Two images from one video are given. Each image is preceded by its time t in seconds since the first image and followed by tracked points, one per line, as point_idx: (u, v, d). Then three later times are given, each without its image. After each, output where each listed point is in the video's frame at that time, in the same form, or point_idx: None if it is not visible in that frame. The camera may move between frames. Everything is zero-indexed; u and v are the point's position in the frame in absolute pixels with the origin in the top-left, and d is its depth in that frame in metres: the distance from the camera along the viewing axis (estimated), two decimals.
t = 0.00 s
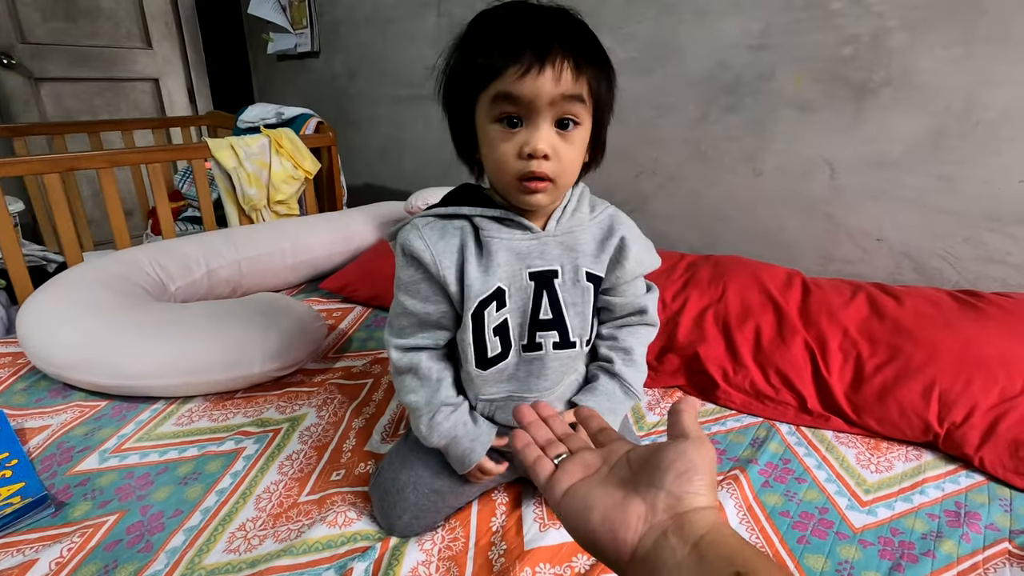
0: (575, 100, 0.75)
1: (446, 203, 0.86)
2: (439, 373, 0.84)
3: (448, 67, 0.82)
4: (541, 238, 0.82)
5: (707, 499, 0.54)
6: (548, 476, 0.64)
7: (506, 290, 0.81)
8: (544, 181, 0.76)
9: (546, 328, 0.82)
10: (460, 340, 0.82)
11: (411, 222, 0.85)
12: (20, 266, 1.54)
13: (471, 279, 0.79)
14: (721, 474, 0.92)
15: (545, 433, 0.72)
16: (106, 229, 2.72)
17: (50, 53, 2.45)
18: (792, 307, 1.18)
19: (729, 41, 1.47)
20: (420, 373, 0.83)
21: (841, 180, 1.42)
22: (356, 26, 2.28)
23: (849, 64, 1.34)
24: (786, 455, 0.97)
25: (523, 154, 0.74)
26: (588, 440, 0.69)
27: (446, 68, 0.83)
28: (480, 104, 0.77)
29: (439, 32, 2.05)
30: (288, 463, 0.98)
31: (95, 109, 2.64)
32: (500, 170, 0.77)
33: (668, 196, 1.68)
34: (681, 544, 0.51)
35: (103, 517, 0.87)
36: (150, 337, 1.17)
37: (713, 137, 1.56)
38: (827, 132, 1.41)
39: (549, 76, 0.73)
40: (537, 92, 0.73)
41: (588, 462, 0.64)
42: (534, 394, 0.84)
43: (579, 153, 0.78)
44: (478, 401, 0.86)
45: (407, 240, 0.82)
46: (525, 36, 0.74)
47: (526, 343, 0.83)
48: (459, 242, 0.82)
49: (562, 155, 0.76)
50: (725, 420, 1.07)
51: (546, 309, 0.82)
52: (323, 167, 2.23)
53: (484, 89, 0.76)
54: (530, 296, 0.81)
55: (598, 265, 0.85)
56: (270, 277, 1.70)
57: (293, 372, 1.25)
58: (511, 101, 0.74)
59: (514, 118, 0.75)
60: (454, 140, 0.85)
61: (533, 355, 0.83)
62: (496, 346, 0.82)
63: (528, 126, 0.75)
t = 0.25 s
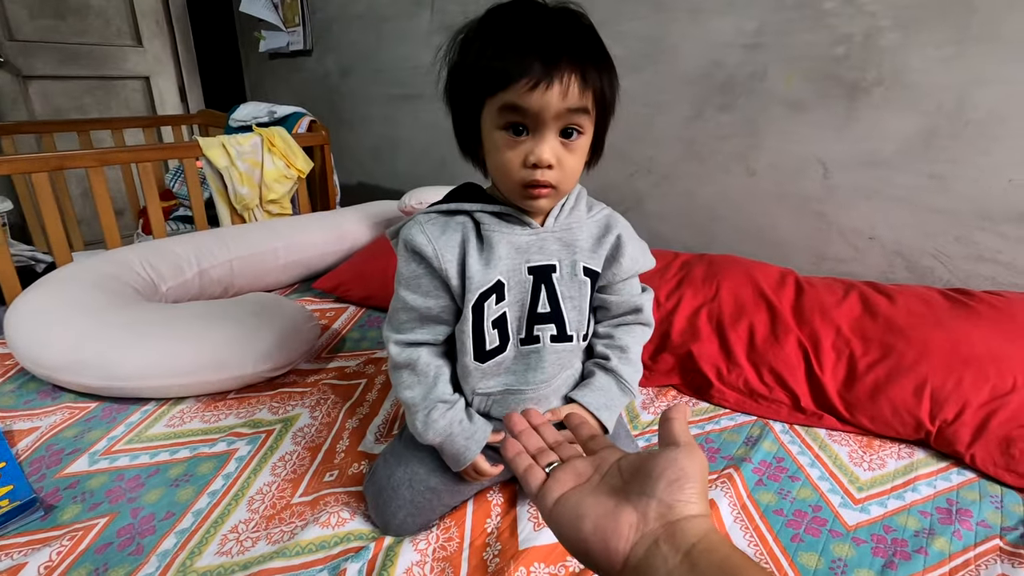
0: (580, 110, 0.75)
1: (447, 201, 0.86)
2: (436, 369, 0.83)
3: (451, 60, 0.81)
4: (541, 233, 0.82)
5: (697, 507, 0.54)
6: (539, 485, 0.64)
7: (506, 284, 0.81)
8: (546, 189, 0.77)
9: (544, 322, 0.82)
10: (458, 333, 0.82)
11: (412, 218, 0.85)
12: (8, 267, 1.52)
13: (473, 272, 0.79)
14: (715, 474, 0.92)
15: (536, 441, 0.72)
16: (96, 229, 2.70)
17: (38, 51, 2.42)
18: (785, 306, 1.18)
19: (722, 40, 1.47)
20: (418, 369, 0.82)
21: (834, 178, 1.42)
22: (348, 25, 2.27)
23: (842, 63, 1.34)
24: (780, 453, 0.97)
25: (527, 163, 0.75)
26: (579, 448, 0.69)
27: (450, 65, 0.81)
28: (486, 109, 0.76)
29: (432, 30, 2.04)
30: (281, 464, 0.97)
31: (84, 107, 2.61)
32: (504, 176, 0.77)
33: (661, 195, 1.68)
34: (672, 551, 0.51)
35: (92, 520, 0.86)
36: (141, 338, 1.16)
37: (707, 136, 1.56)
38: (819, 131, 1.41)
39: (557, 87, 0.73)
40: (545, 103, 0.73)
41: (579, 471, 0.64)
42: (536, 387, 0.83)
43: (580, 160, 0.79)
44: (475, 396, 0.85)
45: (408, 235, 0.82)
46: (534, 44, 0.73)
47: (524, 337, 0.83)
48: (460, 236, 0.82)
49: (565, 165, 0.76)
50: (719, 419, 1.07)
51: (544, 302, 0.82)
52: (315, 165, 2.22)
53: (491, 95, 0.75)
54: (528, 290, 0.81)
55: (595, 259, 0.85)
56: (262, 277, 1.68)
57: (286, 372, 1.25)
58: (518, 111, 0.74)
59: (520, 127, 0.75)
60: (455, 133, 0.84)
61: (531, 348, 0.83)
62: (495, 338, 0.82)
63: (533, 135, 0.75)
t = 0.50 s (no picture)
0: (578, 115, 0.76)
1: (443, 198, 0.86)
2: (428, 364, 0.83)
3: (449, 59, 0.81)
4: (533, 230, 0.83)
5: (689, 506, 0.54)
6: (531, 484, 0.64)
7: (498, 279, 0.80)
8: (542, 190, 0.78)
9: (536, 316, 0.82)
10: (450, 328, 0.82)
11: (406, 216, 0.85)
12: None
13: (466, 266, 0.79)
14: (707, 472, 0.92)
15: (529, 440, 0.72)
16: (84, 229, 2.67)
17: (25, 49, 2.39)
18: (776, 304, 1.19)
19: (712, 40, 1.48)
20: (408, 365, 0.82)
21: (824, 178, 1.43)
22: (339, 24, 2.26)
23: (831, 63, 1.35)
24: (771, 451, 0.97)
25: (525, 164, 0.75)
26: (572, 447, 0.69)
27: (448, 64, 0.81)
28: (485, 109, 0.76)
29: (424, 29, 2.03)
30: (271, 465, 0.96)
31: (72, 106, 2.58)
32: (501, 176, 0.77)
33: (653, 194, 1.69)
34: (664, 550, 0.51)
35: (80, 523, 0.85)
36: (130, 339, 1.15)
37: (698, 136, 1.57)
38: (809, 130, 1.42)
39: (556, 90, 0.73)
40: (543, 106, 0.73)
41: (572, 470, 0.64)
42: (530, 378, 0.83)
43: (576, 162, 0.79)
44: (466, 391, 0.84)
45: (403, 232, 0.82)
46: (534, 47, 0.73)
47: (516, 332, 0.83)
48: (454, 232, 0.82)
49: (561, 167, 0.77)
50: (710, 417, 1.07)
51: (536, 297, 0.82)
52: (306, 165, 2.21)
53: (490, 96, 0.74)
54: (520, 286, 0.81)
55: (586, 257, 0.85)
56: (253, 278, 1.67)
57: (276, 373, 1.24)
58: (517, 113, 0.73)
59: (519, 129, 0.75)
60: (452, 129, 0.84)
61: (523, 343, 0.83)
62: (487, 333, 0.81)
63: (531, 136, 0.75)
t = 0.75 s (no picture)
0: (578, 128, 0.76)
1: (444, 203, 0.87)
2: (426, 361, 0.83)
3: (451, 73, 0.81)
4: (533, 235, 0.83)
5: (682, 500, 0.55)
6: (526, 478, 0.64)
7: (498, 281, 0.81)
8: (544, 201, 0.78)
9: (534, 318, 0.82)
10: (449, 326, 0.82)
11: (408, 221, 0.86)
12: None
13: (466, 267, 0.79)
14: (702, 472, 0.92)
15: (525, 435, 0.72)
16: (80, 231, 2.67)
17: (20, 51, 2.38)
18: (771, 306, 1.19)
19: (708, 42, 1.48)
20: (406, 361, 0.82)
21: (819, 179, 1.44)
22: (336, 25, 2.27)
23: (826, 65, 1.35)
24: (766, 452, 0.98)
25: (527, 178, 0.75)
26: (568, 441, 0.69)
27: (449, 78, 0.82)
28: (487, 125, 0.76)
29: (420, 30, 2.04)
30: (268, 468, 0.96)
31: (68, 107, 2.58)
32: (504, 189, 0.78)
33: (649, 195, 1.69)
34: (658, 544, 0.51)
35: (75, 526, 0.85)
36: (127, 341, 1.15)
37: (693, 137, 1.57)
38: (804, 132, 1.42)
39: (556, 106, 0.73)
40: (544, 122, 0.73)
41: (567, 465, 0.64)
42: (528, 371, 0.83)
43: (577, 173, 0.80)
44: (464, 388, 0.83)
45: (404, 236, 0.83)
46: (535, 63, 0.73)
47: (515, 332, 0.83)
48: (456, 235, 0.83)
49: (563, 178, 0.77)
50: (706, 418, 1.08)
51: (535, 299, 0.82)
52: (303, 166, 2.21)
53: (493, 112, 0.75)
54: (519, 288, 0.82)
55: (584, 260, 0.85)
56: (250, 280, 1.68)
57: (273, 375, 1.24)
58: (519, 129, 0.74)
59: (521, 143, 0.75)
60: (453, 141, 0.84)
61: (522, 344, 0.83)
62: (486, 333, 0.82)
63: (533, 150, 0.75)
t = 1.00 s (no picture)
0: (579, 128, 0.76)
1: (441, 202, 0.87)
2: (423, 361, 0.83)
3: (450, 72, 0.81)
4: (529, 235, 0.83)
5: (681, 498, 0.55)
6: (525, 476, 0.64)
7: (495, 281, 0.81)
8: (543, 200, 0.78)
9: (531, 318, 0.82)
10: (445, 326, 0.82)
11: (402, 221, 0.86)
12: None
13: (462, 267, 0.79)
14: (699, 471, 0.92)
15: (524, 433, 0.72)
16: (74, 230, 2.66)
17: (14, 49, 2.36)
18: (767, 305, 1.19)
19: (704, 42, 1.49)
20: (403, 361, 0.82)
21: (815, 179, 1.44)
22: (333, 24, 2.26)
23: (822, 65, 1.36)
24: (762, 451, 0.98)
25: (527, 176, 0.75)
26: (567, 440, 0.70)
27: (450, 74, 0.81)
28: (488, 122, 0.76)
29: (417, 30, 2.04)
30: (264, 467, 0.96)
31: (62, 106, 2.56)
32: (503, 187, 0.77)
33: (646, 195, 1.69)
34: (656, 540, 0.51)
35: (70, 527, 0.84)
36: (122, 341, 1.14)
37: (689, 137, 1.57)
38: (799, 131, 1.43)
39: (558, 106, 0.73)
40: (546, 121, 0.73)
41: (566, 463, 0.64)
42: (525, 371, 0.83)
43: (576, 173, 0.80)
44: (461, 387, 0.83)
45: (399, 236, 0.83)
46: (537, 62, 0.73)
47: (512, 333, 0.83)
48: (451, 234, 0.83)
49: (562, 178, 0.77)
50: (702, 417, 1.08)
51: (531, 299, 0.82)
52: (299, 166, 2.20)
53: (494, 109, 0.75)
54: (516, 287, 0.82)
55: (579, 259, 0.86)
56: (246, 279, 1.67)
57: (269, 375, 1.24)
58: (521, 127, 0.74)
59: (522, 141, 0.75)
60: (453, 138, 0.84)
61: (519, 344, 0.83)
62: (482, 332, 0.81)
63: (534, 148, 0.75)
